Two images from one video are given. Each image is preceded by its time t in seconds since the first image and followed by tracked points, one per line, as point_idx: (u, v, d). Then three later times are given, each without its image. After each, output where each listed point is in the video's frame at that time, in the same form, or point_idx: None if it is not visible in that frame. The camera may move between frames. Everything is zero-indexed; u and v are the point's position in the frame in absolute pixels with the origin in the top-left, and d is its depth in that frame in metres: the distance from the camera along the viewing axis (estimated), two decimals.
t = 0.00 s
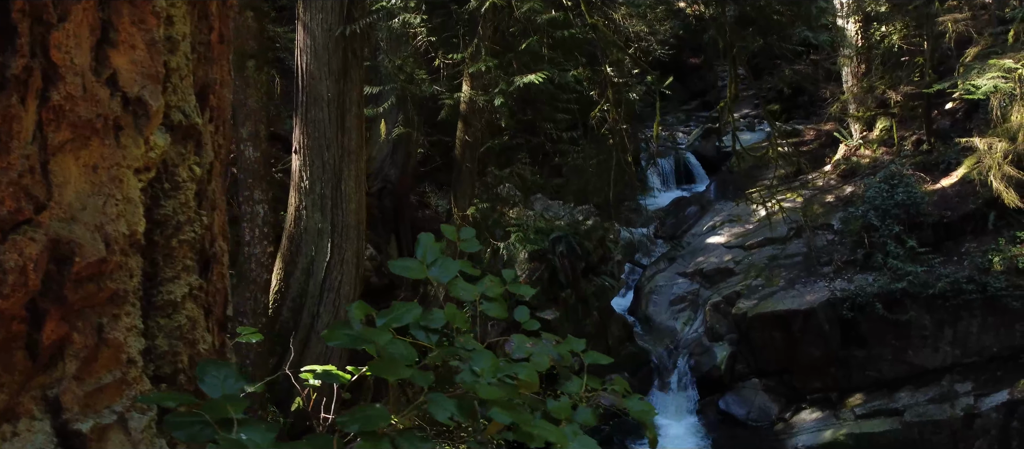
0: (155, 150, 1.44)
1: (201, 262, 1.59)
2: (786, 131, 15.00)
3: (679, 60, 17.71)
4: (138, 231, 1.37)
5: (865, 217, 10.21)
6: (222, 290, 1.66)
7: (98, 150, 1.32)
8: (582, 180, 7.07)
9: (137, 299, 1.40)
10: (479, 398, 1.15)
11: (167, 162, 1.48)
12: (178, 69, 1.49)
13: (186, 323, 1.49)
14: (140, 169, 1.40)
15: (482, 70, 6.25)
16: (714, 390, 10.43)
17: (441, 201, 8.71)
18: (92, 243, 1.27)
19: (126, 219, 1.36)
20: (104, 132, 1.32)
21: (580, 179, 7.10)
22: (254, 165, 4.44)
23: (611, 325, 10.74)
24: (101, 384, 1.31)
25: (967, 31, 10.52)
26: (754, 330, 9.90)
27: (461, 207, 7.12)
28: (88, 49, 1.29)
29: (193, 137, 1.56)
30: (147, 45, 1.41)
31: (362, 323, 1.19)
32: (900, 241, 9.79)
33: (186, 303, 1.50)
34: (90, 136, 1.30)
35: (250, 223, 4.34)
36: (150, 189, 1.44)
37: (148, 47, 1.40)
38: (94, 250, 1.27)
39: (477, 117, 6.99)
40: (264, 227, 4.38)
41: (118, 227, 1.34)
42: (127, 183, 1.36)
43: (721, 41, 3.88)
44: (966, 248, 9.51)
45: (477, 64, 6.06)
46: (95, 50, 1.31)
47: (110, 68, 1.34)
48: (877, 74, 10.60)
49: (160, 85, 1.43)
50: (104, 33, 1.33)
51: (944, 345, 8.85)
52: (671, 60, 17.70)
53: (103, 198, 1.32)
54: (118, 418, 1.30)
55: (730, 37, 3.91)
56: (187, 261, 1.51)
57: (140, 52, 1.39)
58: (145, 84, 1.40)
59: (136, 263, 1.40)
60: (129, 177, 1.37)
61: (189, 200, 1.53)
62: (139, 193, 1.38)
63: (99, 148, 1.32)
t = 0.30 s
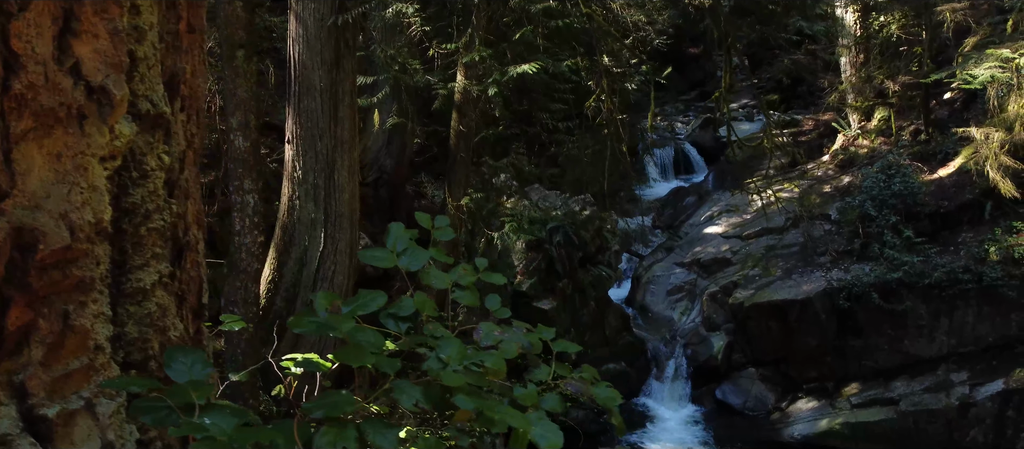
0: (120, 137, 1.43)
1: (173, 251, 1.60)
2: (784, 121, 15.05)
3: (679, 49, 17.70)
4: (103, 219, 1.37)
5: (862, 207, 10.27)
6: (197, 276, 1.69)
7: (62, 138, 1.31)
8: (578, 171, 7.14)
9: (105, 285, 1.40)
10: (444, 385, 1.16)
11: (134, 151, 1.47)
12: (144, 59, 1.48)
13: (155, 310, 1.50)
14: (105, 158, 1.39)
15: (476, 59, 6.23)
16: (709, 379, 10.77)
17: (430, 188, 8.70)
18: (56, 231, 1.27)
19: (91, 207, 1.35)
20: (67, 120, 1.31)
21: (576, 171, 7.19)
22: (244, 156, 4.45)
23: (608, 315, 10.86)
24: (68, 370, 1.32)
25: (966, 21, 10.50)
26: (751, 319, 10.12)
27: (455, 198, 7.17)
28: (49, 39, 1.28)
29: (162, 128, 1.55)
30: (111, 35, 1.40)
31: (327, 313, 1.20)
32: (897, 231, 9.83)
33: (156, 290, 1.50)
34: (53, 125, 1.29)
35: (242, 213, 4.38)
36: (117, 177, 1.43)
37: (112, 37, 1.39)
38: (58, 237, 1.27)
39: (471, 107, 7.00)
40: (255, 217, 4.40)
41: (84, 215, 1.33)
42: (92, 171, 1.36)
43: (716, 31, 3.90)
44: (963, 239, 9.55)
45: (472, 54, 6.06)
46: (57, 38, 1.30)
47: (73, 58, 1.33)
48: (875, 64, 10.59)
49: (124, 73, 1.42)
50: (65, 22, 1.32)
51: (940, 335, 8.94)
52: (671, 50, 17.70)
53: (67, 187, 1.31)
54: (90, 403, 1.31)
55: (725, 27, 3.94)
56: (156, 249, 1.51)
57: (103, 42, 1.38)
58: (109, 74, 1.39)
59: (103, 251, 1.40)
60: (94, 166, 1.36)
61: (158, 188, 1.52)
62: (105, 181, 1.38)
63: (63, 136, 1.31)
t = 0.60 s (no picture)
0: (83, 126, 1.43)
1: (143, 239, 1.61)
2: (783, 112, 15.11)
3: (679, 38, 17.67)
4: (66, 208, 1.37)
5: (859, 197, 10.26)
6: (171, 265, 1.73)
7: (23, 128, 1.31)
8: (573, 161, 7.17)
9: (70, 272, 1.42)
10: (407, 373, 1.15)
11: (97, 141, 1.47)
12: (109, 48, 1.48)
13: (122, 298, 1.51)
14: (67, 146, 1.40)
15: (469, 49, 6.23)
16: (707, 369, 10.96)
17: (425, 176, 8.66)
18: (19, 220, 1.26)
19: (54, 195, 1.35)
20: (26, 109, 1.30)
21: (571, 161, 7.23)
22: (234, 145, 4.48)
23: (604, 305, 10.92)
24: (32, 357, 1.32)
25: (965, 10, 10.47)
26: (748, 310, 10.19)
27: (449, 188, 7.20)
28: (8, 27, 1.26)
29: (126, 119, 1.55)
30: (72, 24, 1.39)
31: (289, 300, 1.19)
32: (894, 221, 9.80)
33: (123, 278, 1.52)
34: (13, 113, 1.28)
35: (230, 203, 4.40)
36: (79, 166, 1.43)
37: (72, 26, 1.38)
38: (20, 225, 1.26)
39: (464, 97, 7.00)
40: (245, 206, 4.42)
41: (47, 203, 1.33)
42: (54, 160, 1.35)
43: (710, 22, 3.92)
44: (959, 229, 9.59)
45: (465, 44, 6.04)
46: (14, 26, 1.29)
47: (33, 47, 1.32)
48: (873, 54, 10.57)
49: (86, 63, 1.41)
50: (24, 10, 1.30)
51: (936, 324, 9.02)
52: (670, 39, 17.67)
53: (30, 175, 1.31)
54: (55, 389, 1.32)
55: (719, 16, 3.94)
56: (122, 237, 1.52)
57: (63, 31, 1.37)
58: (70, 63, 1.38)
59: (68, 239, 1.41)
60: (56, 154, 1.36)
61: (124, 177, 1.53)
62: (68, 170, 1.38)
63: (23, 126, 1.31)
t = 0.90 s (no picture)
0: (42, 115, 1.41)
1: (114, 228, 1.58)
2: (781, 101, 15.14)
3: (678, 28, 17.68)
4: (25, 197, 1.36)
5: (856, 188, 10.37)
6: (142, 250, 1.67)
7: None
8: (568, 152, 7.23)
9: (32, 261, 1.40)
10: (367, 360, 1.16)
11: (57, 130, 1.44)
12: (71, 38, 1.47)
13: (88, 286, 1.48)
14: (26, 135, 1.38)
15: (462, 39, 6.24)
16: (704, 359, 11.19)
17: (416, 163, 8.63)
18: None
19: (12, 184, 1.35)
20: None
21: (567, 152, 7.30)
22: (223, 135, 4.47)
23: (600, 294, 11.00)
24: None
25: None
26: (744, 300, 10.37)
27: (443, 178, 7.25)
28: None
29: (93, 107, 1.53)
30: (27, 13, 1.38)
31: (248, 288, 1.20)
32: (890, 211, 9.88)
33: (89, 267, 1.49)
34: None
35: (219, 193, 4.40)
36: (40, 155, 1.41)
37: (27, 15, 1.37)
38: None
39: (458, 87, 7.03)
40: (233, 196, 4.40)
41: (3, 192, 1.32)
42: (12, 148, 1.34)
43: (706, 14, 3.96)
44: (955, 219, 9.65)
45: (458, 33, 6.04)
46: None
47: None
48: (871, 43, 10.57)
49: (42, 51, 1.40)
50: None
51: (931, 315, 9.13)
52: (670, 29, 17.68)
53: None
54: (16, 376, 1.30)
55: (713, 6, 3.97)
56: (87, 226, 1.49)
57: (18, 19, 1.36)
58: (27, 52, 1.37)
59: (28, 228, 1.39)
60: (14, 142, 1.34)
61: (88, 167, 1.50)
62: (26, 158, 1.37)
63: None
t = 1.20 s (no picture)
0: None
1: (78, 218, 1.59)
2: (779, 92, 15.15)
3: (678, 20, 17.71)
4: None
5: (852, 178, 10.53)
6: (110, 238, 1.69)
7: None
8: (562, 142, 7.25)
9: None
10: (322, 347, 1.18)
11: (15, 118, 1.44)
12: (28, 28, 1.47)
13: (49, 274, 1.49)
14: None
15: (455, 29, 6.25)
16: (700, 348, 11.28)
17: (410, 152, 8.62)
18: None
19: None
20: None
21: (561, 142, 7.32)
22: (209, 125, 4.48)
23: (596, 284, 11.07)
24: None
25: None
26: (740, 289, 10.42)
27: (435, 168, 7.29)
28: None
29: (53, 96, 1.53)
30: None
31: (200, 275, 1.20)
32: (886, 201, 10.02)
33: (50, 255, 1.50)
34: None
35: (206, 183, 4.42)
36: None
37: None
38: None
39: (451, 77, 7.05)
40: (220, 186, 4.41)
41: None
42: None
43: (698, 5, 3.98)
44: (951, 209, 9.68)
45: (451, 23, 6.04)
46: None
47: None
48: (869, 33, 10.57)
49: None
50: None
51: (927, 305, 9.13)
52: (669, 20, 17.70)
53: None
54: None
55: None
56: (47, 215, 1.50)
57: None
58: None
59: None
60: None
61: (47, 156, 1.50)
62: None
63: None
